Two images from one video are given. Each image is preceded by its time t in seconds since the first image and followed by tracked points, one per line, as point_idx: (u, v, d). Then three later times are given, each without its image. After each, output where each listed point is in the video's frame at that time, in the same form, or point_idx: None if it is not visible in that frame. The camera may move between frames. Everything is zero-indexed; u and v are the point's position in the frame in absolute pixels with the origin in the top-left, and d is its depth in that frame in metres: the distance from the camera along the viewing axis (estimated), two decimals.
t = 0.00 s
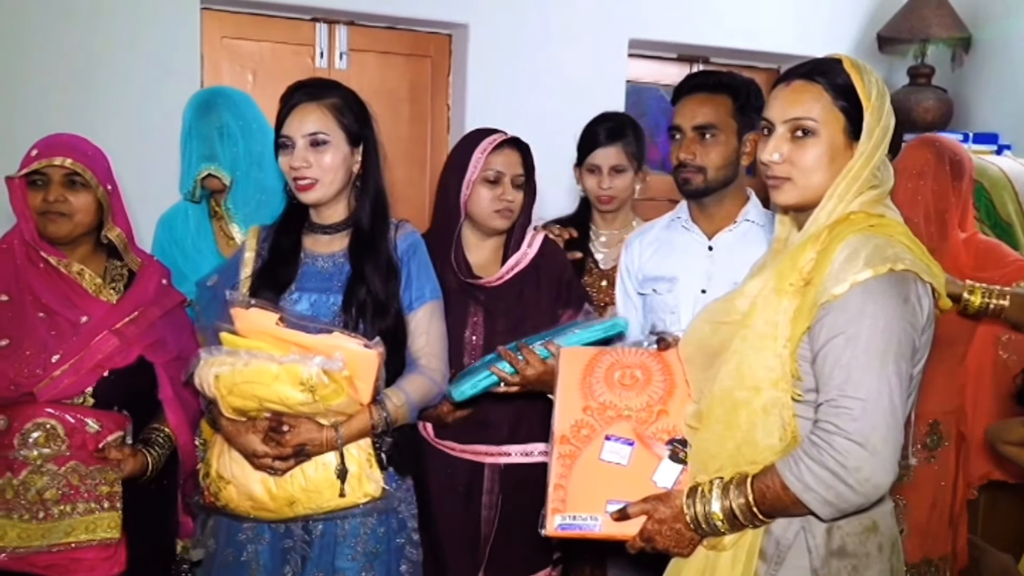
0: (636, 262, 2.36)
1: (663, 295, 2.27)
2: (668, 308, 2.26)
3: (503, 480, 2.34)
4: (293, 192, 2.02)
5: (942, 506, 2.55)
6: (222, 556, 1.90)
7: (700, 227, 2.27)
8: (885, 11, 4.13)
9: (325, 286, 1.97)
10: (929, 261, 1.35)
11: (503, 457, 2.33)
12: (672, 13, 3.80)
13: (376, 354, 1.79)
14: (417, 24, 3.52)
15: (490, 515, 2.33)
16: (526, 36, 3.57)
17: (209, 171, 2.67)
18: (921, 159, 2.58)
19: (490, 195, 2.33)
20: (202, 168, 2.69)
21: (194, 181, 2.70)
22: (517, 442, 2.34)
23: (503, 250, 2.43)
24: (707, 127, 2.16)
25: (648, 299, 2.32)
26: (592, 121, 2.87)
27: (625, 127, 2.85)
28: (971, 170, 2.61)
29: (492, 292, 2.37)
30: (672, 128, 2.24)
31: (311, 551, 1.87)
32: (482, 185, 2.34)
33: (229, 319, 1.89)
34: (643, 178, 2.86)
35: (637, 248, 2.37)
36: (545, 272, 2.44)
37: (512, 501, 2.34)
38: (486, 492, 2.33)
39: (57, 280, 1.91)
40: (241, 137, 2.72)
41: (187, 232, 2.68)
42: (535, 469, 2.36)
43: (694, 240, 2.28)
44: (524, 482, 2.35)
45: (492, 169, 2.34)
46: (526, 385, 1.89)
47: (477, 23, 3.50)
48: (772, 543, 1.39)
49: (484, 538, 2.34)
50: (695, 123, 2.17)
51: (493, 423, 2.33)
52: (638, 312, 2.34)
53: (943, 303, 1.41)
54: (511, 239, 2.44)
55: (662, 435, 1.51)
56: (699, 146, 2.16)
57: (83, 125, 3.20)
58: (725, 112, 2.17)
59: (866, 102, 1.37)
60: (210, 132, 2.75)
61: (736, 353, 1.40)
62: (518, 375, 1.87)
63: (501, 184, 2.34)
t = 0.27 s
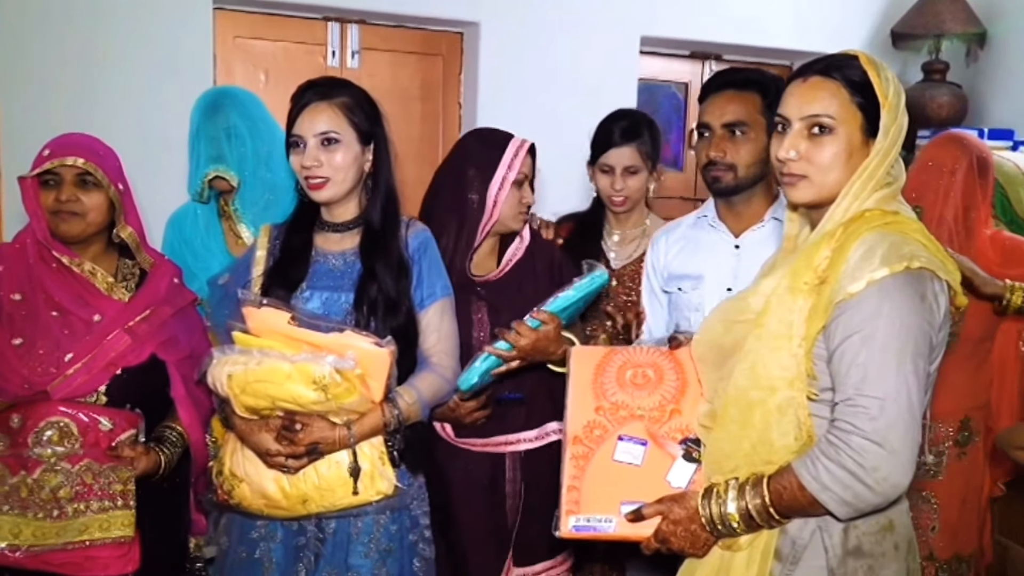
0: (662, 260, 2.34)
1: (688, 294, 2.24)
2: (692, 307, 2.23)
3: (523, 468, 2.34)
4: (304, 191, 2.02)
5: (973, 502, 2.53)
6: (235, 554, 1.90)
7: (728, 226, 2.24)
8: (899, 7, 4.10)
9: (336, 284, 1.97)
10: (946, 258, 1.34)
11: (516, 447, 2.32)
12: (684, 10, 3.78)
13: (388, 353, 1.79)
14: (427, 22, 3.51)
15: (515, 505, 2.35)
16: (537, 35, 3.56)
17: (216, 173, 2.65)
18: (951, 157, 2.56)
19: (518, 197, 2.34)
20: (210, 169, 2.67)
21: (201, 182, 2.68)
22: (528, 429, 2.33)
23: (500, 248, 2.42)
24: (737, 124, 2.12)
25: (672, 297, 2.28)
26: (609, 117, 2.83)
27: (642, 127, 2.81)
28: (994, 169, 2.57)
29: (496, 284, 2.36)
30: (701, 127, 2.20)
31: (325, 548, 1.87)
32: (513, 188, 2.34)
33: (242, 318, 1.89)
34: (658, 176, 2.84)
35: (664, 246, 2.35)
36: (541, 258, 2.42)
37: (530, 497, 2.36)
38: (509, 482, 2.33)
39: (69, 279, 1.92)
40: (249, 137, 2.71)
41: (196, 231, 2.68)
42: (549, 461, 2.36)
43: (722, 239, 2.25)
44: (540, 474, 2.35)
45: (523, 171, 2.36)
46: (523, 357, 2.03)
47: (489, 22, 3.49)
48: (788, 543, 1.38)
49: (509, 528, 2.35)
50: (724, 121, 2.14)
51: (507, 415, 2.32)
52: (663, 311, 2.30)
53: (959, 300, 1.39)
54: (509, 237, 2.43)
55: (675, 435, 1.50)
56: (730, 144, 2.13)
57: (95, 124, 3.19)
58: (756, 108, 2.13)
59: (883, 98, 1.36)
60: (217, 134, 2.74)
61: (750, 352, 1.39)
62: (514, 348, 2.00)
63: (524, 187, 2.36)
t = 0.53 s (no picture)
0: (692, 262, 2.37)
1: (716, 299, 2.28)
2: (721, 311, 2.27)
3: (534, 462, 2.35)
4: (315, 194, 2.02)
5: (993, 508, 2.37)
6: (246, 555, 1.92)
7: (756, 231, 2.25)
8: (911, 9, 4.09)
9: (347, 285, 1.98)
10: (957, 261, 1.33)
11: (524, 441, 2.32)
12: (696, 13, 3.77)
13: (399, 355, 1.79)
14: (440, 24, 3.49)
15: (528, 498, 2.35)
16: (549, 38, 3.55)
17: (225, 176, 2.63)
18: (971, 160, 2.38)
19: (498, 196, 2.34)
20: (219, 173, 2.66)
21: (211, 186, 2.66)
22: (534, 423, 2.33)
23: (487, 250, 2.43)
24: (760, 129, 2.12)
25: (701, 301, 2.32)
26: (604, 118, 2.80)
27: (636, 131, 2.78)
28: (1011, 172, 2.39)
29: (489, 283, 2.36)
30: (725, 131, 2.20)
31: (335, 550, 1.88)
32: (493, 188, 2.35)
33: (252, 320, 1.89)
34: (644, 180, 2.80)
35: (694, 247, 2.37)
36: (532, 260, 2.45)
37: (542, 489, 2.36)
38: (520, 478, 2.33)
39: (81, 280, 1.93)
40: (258, 139, 2.70)
41: (205, 234, 2.62)
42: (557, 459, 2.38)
43: (749, 244, 2.26)
44: (551, 468, 2.36)
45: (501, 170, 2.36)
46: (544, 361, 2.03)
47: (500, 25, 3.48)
48: (799, 548, 1.37)
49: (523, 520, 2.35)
50: (747, 126, 2.13)
51: (516, 411, 2.32)
52: (694, 313, 2.35)
53: (971, 303, 1.39)
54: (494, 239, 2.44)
55: (685, 439, 1.50)
56: (753, 150, 2.12)
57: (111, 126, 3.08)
58: (779, 112, 2.12)
59: (894, 103, 1.35)
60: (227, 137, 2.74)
61: (759, 355, 1.39)
62: (537, 352, 2.01)
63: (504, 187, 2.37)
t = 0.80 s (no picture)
0: (714, 259, 2.42)
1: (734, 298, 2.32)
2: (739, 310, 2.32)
3: (534, 458, 2.37)
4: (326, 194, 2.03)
5: None
6: (257, 555, 1.92)
7: (772, 231, 2.28)
8: (925, 7, 4.06)
9: (358, 284, 1.99)
10: (968, 261, 1.32)
11: (526, 438, 2.34)
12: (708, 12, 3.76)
13: (410, 354, 1.80)
14: (452, 24, 3.49)
15: (527, 493, 2.37)
16: (561, 38, 3.55)
17: (235, 179, 2.63)
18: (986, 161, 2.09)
19: (477, 193, 2.36)
20: (230, 175, 2.65)
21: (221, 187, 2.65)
22: (536, 420, 2.34)
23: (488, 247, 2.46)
24: (778, 131, 2.12)
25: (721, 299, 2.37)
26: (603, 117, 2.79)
27: (636, 133, 2.76)
28: None
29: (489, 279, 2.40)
30: (744, 134, 2.20)
31: (346, 549, 1.89)
32: (472, 183, 2.38)
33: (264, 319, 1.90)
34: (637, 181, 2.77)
35: (716, 245, 2.42)
36: (532, 259, 2.47)
37: (541, 486, 2.39)
38: (521, 474, 2.35)
39: (94, 280, 1.94)
40: (268, 140, 2.71)
41: (215, 235, 2.60)
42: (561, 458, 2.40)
43: (766, 244, 2.29)
44: (550, 464, 2.39)
45: (475, 166, 2.38)
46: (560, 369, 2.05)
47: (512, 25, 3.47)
48: (808, 547, 1.37)
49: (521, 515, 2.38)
50: (766, 128, 2.13)
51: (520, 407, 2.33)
52: (717, 311, 2.39)
53: (982, 302, 1.38)
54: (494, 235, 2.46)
55: (696, 439, 1.50)
56: (772, 152, 2.12)
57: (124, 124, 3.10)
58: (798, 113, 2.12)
59: (906, 102, 1.34)
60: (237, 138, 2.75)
61: (769, 355, 1.38)
62: (555, 362, 2.02)
63: (485, 180, 2.38)
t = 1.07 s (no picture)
0: (731, 254, 2.46)
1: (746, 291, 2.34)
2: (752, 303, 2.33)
3: (542, 457, 2.37)
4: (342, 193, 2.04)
5: None
6: (273, 552, 1.94)
7: (785, 226, 2.30)
8: (943, 4, 4.03)
9: (373, 282, 2.00)
10: (984, 258, 1.32)
11: (535, 436, 2.32)
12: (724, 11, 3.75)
13: (424, 352, 1.81)
14: (470, 24, 3.49)
15: (533, 493, 2.39)
16: (578, 36, 3.55)
17: (249, 179, 2.64)
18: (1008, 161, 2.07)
19: (481, 189, 2.39)
20: (243, 176, 2.66)
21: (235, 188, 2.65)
22: (545, 419, 2.33)
23: (498, 244, 2.48)
24: (798, 125, 2.12)
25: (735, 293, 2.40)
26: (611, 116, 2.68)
27: (643, 128, 2.63)
28: None
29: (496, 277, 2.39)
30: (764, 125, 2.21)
31: (361, 547, 1.90)
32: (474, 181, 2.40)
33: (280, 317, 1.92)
34: (646, 178, 2.60)
35: (734, 240, 2.46)
36: (542, 256, 2.49)
37: (549, 485, 2.39)
38: (529, 472, 2.36)
39: (114, 279, 1.96)
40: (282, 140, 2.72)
41: (230, 234, 2.61)
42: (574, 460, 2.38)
43: (778, 238, 2.32)
44: (560, 464, 2.37)
45: (479, 162, 2.40)
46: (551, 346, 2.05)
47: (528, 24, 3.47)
48: (823, 545, 1.37)
49: (529, 515, 2.39)
50: (786, 121, 2.14)
51: (528, 406, 2.33)
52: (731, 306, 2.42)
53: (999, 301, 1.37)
54: (504, 232, 2.49)
55: (711, 436, 1.50)
56: (790, 145, 2.13)
57: (142, 124, 3.11)
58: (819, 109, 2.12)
59: (922, 99, 1.34)
60: (251, 139, 2.76)
61: (784, 352, 1.39)
62: (544, 339, 2.03)
63: (490, 177, 2.41)
